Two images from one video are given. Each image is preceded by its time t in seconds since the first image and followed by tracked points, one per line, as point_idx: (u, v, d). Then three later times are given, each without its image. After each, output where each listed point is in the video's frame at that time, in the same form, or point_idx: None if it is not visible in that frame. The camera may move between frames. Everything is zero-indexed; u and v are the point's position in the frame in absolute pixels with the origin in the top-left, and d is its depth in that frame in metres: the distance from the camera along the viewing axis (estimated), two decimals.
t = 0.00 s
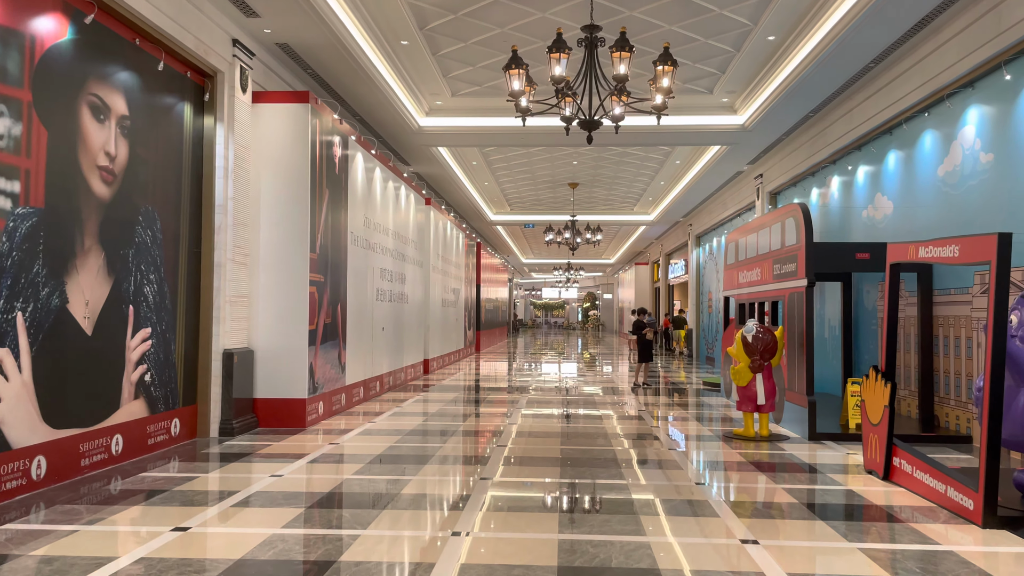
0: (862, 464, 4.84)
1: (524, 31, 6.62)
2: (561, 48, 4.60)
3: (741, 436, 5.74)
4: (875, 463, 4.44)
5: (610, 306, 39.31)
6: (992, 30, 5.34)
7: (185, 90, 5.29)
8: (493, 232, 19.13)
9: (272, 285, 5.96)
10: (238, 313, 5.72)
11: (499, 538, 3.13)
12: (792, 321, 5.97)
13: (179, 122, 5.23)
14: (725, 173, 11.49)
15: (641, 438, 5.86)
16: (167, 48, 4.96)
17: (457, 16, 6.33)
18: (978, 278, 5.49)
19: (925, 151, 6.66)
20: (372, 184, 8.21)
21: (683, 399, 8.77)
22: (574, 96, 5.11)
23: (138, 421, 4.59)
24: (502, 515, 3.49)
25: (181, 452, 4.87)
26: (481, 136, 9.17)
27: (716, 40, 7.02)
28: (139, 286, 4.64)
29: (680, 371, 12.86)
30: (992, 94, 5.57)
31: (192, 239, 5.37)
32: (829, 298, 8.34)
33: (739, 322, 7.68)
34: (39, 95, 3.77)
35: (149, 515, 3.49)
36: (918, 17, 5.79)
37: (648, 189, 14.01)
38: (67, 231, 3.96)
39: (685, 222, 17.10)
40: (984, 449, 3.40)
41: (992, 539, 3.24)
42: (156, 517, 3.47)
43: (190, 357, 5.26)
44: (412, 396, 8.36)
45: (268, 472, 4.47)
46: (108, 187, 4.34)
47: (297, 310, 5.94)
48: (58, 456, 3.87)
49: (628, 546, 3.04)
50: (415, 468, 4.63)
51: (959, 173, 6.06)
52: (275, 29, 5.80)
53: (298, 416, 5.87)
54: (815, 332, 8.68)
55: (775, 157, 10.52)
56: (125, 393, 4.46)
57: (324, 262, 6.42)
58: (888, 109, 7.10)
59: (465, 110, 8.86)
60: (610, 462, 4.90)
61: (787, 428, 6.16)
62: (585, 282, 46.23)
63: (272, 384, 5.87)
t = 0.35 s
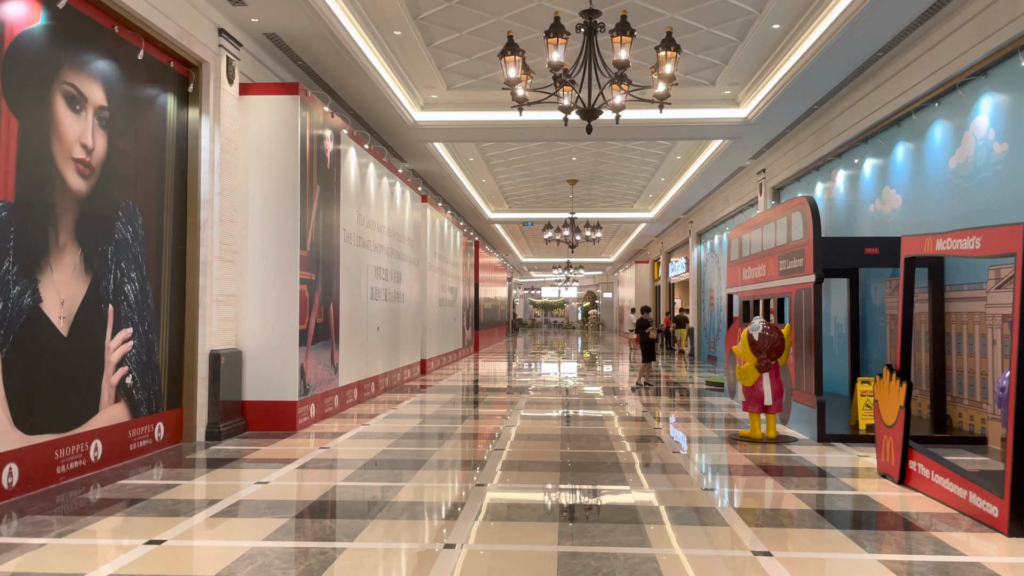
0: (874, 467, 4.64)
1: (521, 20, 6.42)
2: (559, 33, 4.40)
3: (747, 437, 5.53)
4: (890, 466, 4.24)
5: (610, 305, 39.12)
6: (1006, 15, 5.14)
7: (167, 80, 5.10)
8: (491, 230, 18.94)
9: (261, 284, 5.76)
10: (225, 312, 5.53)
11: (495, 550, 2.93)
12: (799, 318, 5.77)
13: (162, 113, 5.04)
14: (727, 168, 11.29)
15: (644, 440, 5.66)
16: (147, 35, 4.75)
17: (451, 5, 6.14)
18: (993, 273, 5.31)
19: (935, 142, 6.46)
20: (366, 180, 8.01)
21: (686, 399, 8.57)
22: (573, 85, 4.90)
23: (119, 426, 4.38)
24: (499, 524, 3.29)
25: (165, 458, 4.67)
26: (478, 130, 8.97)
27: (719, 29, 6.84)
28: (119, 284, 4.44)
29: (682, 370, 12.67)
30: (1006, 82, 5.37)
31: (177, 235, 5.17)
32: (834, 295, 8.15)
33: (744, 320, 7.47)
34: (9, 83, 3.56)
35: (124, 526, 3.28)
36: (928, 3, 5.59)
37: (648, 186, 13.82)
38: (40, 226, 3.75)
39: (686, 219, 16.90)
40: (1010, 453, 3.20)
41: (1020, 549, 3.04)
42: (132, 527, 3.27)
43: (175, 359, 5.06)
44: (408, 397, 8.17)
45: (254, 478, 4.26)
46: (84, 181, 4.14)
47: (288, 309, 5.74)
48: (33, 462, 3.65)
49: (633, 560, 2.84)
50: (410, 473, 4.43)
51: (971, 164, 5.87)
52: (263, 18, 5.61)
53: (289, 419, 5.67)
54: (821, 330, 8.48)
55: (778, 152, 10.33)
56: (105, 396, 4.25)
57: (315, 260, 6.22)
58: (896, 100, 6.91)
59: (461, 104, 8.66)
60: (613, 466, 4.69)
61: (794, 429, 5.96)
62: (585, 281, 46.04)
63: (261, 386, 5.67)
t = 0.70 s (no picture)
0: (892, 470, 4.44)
1: (523, 7, 6.22)
2: (562, 16, 4.20)
3: (757, 438, 5.33)
4: (910, 470, 4.05)
5: (613, 302, 38.93)
6: None
7: (155, 68, 4.93)
8: (493, 226, 18.73)
9: (255, 280, 5.59)
10: (218, 309, 5.36)
11: (496, 563, 2.74)
12: (811, 315, 5.57)
13: (149, 103, 4.87)
14: (733, 162, 11.07)
15: (651, 441, 5.46)
16: (132, 20, 4.57)
17: None
18: (1014, 267, 5.11)
19: (951, 133, 6.25)
20: (365, 174, 7.82)
21: (692, 397, 8.38)
22: (576, 72, 4.70)
23: (105, 428, 4.20)
24: (501, 533, 3.10)
25: (154, 461, 4.49)
26: (479, 123, 8.77)
27: (727, 16, 6.64)
28: (104, 280, 4.26)
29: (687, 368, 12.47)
30: None
31: (166, 230, 5.00)
32: (844, 290, 7.94)
33: (752, 317, 7.26)
34: None
35: (105, 535, 3.10)
36: None
37: (652, 180, 13.61)
38: (18, 219, 3.57)
39: (690, 214, 16.68)
40: None
41: None
42: (113, 536, 3.09)
43: (164, 358, 4.88)
44: (408, 396, 7.99)
45: (245, 482, 4.08)
46: (66, 172, 3.96)
47: (282, 306, 5.57)
48: (10, 467, 3.47)
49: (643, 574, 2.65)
50: (408, 476, 4.25)
51: (991, 155, 5.66)
52: (255, 5, 5.42)
53: (284, 419, 5.49)
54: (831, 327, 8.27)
55: (785, 144, 10.11)
56: (90, 397, 4.07)
57: (311, 255, 6.05)
58: (910, 89, 6.70)
59: (462, 95, 8.46)
60: (619, 469, 4.50)
61: (805, 429, 5.76)
62: (587, 277, 45.83)
63: (255, 386, 5.50)
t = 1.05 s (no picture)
0: (916, 471, 4.22)
1: None
2: None
3: (773, 437, 5.11)
4: (938, 472, 3.84)
5: (617, 297, 38.74)
6: None
7: (146, 52, 4.73)
8: (497, 220, 18.49)
9: (251, 273, 5.40)
10: (213, 303, 5.18)
11: None
12: (828, 309, 5.34)
13: (140, 89, 4.68)
14: (742, 153, 10.82)
15: (662, 441, 5.25)
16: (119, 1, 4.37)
17: None
18: None
19: (973, 120, 6.02)
20: (366, 165, 7.63)
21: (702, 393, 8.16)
22: (585, 54, 4.49)
23: (93, 427, 4.03)
24: (507, 541, 2.90)
25: (145, 461, 4.32)
26: (483, 112, 8.54)
27: None
28: (92, 273, 4.08)
29: (694, 364, 12.25)
30: None
31: (158, 221, 4.83)
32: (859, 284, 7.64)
33: (764, 312, 7.04)
34: None
35: (88, 542, 2.93)
36: None
37: (659, 173, 13.35)
38: None
39: (697, 207, 16.42)
40: None
41: None
42: (97, 543, 2.91)
43: (157, 353, 4.72)
44: (411, 392, 7.81)
45: (240, 484, 3.90)
46: (50, 159, 3.77)
47: (280, 300, 5.39)
48: None
49: None
50: (409, 477, 4.06)
51: (1017, 142, 5.41)
52: None
53: (281, 417, 5.32)
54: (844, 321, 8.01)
55: (797, 134, 9.85)
56: (77, 395, 3.90)
57: (310, 247, 5.86)
58: (930, 75, 6.45)
59: (465, 84, 8.24)
60: (629, 470, 4.30)
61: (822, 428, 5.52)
62: (591, 272, 45.59)
63: (252, 382, 5.32)
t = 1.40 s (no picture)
0: (942, 473, 4.00)
1: None
2: None
3: (789, 436, 4.89)
4: (967, 476, 3.63)
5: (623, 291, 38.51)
6: None
7: (137, 35, 4.56)
8: (502, 213, 18.26)
9: (248, 266, 5.23)
10: (208, 296, 5.03)
11: None
12: (846, 304, 5.11)
13: (131, 74, 4.51)
14: (752, 145, 10.56)
15: (672, 440, 5.05)
16: None
17: None
18: None
19: (997, 108, 5.76)
20: (368, 156, 7.44)
21: (712, 390, 7.96)
22: (596, 37, 4.28)
23: (81, 426, 3.88)
24: (513, 550, 2.73)
25: (136, 461, 4.17)
26: (488, 102, 8.32)
27: None
28: (80, 264, 3.92)
29: (702, 359, 12.05)
30: None
31: (151, 211, 4.67)
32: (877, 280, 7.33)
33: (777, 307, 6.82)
34: None
35: (69, 548, 2.77)
36: None
37: (667, 165, 13.10)
38: None
39: (705, 200, 16.17)
40: None
41: None
42: (78, 550, 2.75)
43: (149, 348, 4.57)
44: (414, 388, 7.65)
45: (233, 485, 3.75)
46: (34, 145, 3.60)
47: (278, 293, 5.22)
48: None
49: None
50: (411, 478, 3.89)
51: None
52: None
53: (279, 414, 5.16)
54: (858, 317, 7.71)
55: (809, 124, 9.58)
56: (63, 392, 3.75)
57: (310, 239, 5.69)
58: (951, 61, 6.19)
59: (470, 73, 8.03)
60: (640, 472, 4.10)
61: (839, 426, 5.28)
62: (597, 266, 45.35)
63: (249, 378, 5.16)
